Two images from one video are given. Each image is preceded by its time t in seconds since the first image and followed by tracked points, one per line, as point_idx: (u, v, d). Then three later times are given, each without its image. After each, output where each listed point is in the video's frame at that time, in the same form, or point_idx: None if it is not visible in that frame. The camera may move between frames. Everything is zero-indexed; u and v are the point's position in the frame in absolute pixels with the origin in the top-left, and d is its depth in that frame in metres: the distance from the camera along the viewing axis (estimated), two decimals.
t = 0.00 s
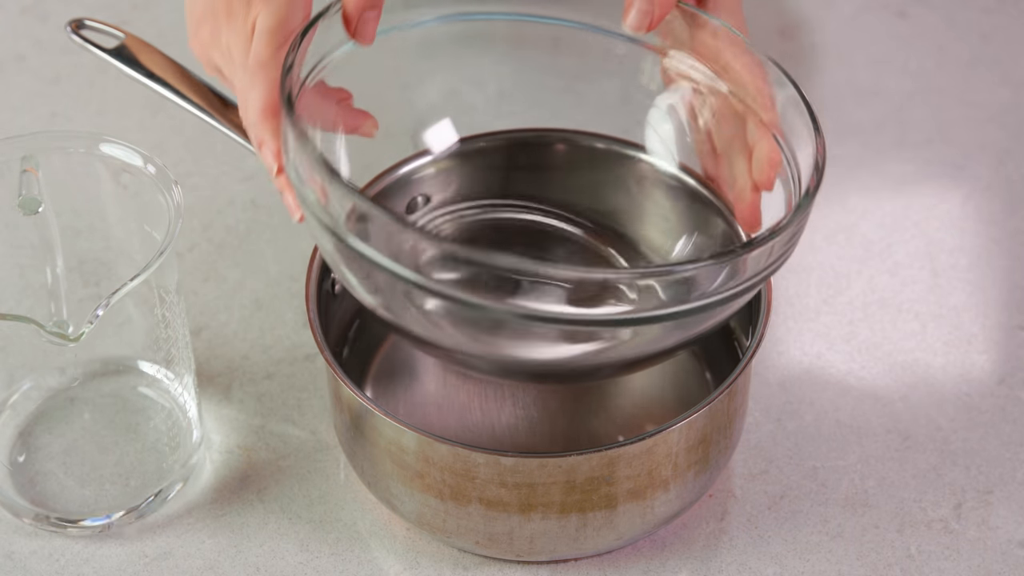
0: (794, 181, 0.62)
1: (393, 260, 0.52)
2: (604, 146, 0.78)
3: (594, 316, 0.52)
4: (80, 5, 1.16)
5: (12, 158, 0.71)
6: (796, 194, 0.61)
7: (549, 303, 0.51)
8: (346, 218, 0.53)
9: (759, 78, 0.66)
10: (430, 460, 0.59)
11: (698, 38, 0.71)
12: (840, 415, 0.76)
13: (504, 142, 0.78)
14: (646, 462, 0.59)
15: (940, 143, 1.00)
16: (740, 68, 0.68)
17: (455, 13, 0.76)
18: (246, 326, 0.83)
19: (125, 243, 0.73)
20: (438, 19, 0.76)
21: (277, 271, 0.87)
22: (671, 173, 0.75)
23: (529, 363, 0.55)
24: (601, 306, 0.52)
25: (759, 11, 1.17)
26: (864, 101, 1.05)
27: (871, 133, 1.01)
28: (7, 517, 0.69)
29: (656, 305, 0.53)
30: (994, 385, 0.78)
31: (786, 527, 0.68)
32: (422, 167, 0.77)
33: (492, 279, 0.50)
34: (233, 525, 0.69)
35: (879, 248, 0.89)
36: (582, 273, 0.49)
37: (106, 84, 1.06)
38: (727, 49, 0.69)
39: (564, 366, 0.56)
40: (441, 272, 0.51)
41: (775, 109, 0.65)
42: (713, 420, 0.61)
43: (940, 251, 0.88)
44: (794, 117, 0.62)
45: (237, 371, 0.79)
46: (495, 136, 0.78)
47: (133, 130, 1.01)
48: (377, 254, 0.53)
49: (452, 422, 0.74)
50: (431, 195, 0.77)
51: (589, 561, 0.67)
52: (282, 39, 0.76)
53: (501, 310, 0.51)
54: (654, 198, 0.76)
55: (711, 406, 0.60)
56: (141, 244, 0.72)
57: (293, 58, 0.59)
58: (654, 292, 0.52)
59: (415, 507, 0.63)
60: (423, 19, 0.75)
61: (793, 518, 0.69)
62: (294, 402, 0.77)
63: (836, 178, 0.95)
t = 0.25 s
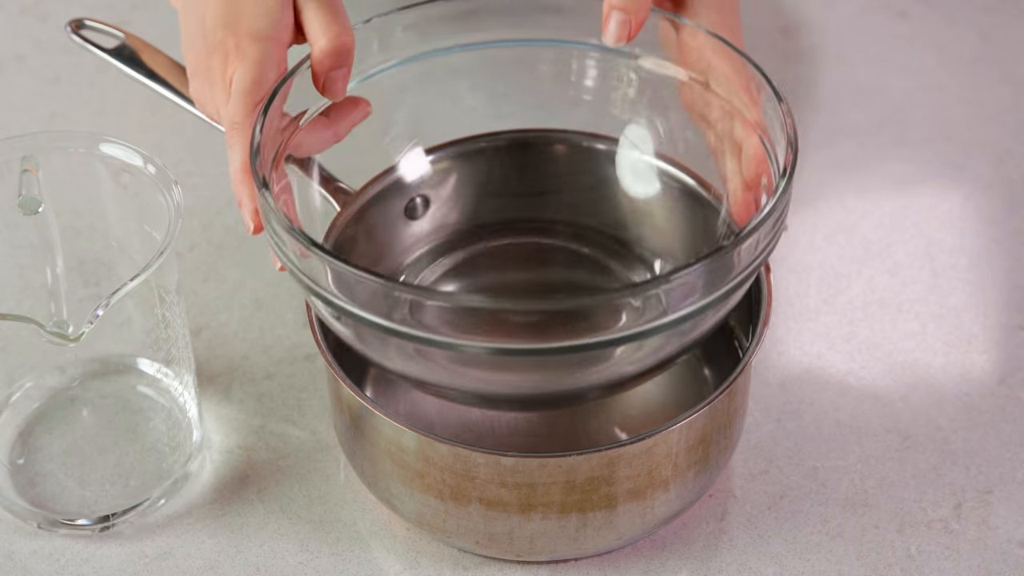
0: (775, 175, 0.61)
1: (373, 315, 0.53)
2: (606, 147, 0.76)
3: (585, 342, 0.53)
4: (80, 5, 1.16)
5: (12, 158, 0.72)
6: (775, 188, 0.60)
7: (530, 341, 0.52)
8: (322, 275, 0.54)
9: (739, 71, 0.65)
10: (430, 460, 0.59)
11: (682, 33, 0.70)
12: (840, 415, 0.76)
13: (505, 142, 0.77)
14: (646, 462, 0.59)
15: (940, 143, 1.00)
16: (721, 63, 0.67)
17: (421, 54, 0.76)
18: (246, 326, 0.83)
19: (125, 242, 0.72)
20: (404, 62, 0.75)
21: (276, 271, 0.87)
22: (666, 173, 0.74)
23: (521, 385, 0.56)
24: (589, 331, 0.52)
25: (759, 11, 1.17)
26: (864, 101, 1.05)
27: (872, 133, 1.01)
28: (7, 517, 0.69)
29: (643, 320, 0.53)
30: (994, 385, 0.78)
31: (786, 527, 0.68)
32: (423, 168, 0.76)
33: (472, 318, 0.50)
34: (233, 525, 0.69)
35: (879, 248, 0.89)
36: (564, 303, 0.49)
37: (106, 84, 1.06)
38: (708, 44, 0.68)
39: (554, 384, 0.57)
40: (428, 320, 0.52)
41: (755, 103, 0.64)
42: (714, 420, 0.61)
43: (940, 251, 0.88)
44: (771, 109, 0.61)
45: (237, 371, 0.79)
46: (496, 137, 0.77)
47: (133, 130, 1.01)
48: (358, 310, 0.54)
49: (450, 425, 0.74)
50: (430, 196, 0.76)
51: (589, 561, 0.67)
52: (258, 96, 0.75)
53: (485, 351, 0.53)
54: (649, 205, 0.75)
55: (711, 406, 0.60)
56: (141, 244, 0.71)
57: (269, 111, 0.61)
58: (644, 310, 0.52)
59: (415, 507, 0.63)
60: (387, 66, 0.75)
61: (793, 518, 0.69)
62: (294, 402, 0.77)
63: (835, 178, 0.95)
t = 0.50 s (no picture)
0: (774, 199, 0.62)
1: (374, 337, 0.54)
2: (605, 147, 0.76)
3: (588, 366, 0.53)
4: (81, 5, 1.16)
5: (12, 158, 0.72)
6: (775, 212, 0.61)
7: (526, 366, 0.52)
8: (327, 301, 0.55)
9: (741, 95, 0.65)
10: (430, 460, 0.59)
11: (687, 54, 0.71)
12: (840, 415, 0.76)
13: (504, 142, 0.77)
14: (646, 462, 0.59)
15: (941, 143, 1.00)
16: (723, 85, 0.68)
17: (421, 76, 0.77)
18: (247, 325, 0.83)
19: (124, 242, 0.73)
20: (406, 83, 0.77)
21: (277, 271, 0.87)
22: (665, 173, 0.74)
23: (517, 404, 0.56)
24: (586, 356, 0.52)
25: (759, 12, 1.17)
26: (864, 101, 1.05)
27: (872, 132, 1.01)
28: (7, 516, 0.70)
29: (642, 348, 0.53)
30: (995, 385, 0.78)
31: (786, 527, 0.68)
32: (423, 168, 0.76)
33: (471, 344, 0.51)
34: (233, 525, 0.69)
35: (879, 248, 0.89)
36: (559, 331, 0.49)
37: (106, 84, 1.06)
38: (712, 66, 0.68)
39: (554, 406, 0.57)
40: (432, 347, 0.52)
41: (757, 128, 0.65)
42: (713, 420, 0.61)
43: (940, 251, 0.88)
44: (773, 137, 0.62)
45: (237, 371, 0.80)
46: (495, 137, 0.77)
47: (133, 130, 1.01)
48: (358, 331, 0.54)
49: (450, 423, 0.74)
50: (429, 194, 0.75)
51: (589, 561, 0.67)
52: (264, 124, 0.75)
53: (481, 372, 0.53)
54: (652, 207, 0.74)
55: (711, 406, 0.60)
56: (141, 244, 0.71)
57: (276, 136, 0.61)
58: (646, 337, 0.52)
59: (415, 507, 0.63)
60: (391, 87, 0.76)
61: (792, 518, 0.69)
62: (294, 402, 0.77)
63: (836, 178, 0.95)
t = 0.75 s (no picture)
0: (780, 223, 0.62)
1: (386, 359, 0.54)
2: (605, 146, 0.76)
3: (594, 394, 0.53)
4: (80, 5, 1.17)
5: (11, 158, 0.72)
6: (781, 237, 0.61)
7: (535, 392, 0.52)
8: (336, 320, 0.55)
9: (746, 118, 0.66)
10: (430, 460, 0.59)
11: (688, 75, 0.71)
12: (840, 415, 0.76)
13: (504, 143, 0.76)
14: (646, 462, 0.59)
15: (940, 143, 1.00)
16: (727, 107, 0.68)
17: (430, 88, 0.76)
18: (246, 325, 0.83)
19: (124, 242, 0.72)
20: (415, 95, 0.77)
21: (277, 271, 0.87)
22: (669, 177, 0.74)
23: (520, 429, 0.56)
24: (594, 383, 0.53)
25: (759, 12, 1.17)
26: (863, 101, 1.05)
27: (871, 132, 1.01)
28: (7, 517, 0.70)
29: (647, 373, 0.53)
30: (994, 384, 0.78)
31: (786, 527, 0.68)
32: (423, 168, 0.75)
33: (479, 368, 0.51)
34: (233, 525, 0.69)
35: (879, 248, 0.89)
36: (572, 358, 0.50)
37: (106, 84, 1.06)
38: (715, 89, 0.69)
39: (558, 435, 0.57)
40: (437, 368, 0.52)
41: (761, 152, 0.65)
42: (713, 420, 0.61)
43: (940, 251, 0.88)
44: (775, 158, 0.63)
45: (237, 371, 0.79)
46: (496, 137, 0.76)
47: (133, 130, 1.01)
48: (370, 353, 0.55)
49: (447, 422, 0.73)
50: (429, 194, 0.75)
51: (589, 561, 0.67)
52: (271, 139, 0.74)
53: (490, 398, 0.53)
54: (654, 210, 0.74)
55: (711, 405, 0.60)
56: (141, 244, 0.71)
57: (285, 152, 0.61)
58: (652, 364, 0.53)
59: (415, 507, 0.63)
60: (398, 100, 0.76)
61: (792, 518, 0.69)
62: (294, 402, 0.77)
63: (835, 178, 0.95)
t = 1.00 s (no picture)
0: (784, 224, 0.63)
1: (390, 366, 0.54)
2: (606, 147, 0.76)
3: (597, 399, 0.53)
4: (80, 5, 1.17)
5: (12, 158, 0.72)
6: (785, 240, 0.62)
7: (539, 397, 0.52)
8: (339, 325, 0.55)
9: (748, 122, 0.66)
10: (430, 460, 0.59)
11: (690, 79, 0.71)
12: (840, 415, 0.76)
13: (505, 143, 0.76)
14: (646, 462, 0.59)
15: (940, 143, 1.00)
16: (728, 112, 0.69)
17: (434, 94, 0.77)
18: (246, 325, 0.83)
19: (124, 242, 0.73)
20: (417, 104, 0.77)
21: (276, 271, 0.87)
22: (670, 176, 0.74)
23: (525, 433, 0.56)
24: (598, 387, 0.53)
25: (758, 12, 1.17)
26: (863, 102, 1.05)
27: (871, 132, 1.01)
28: (7, 516, 0.70)
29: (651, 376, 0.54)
30: (994, 384, 0.78)
31: (786, 527, 0.68)
32: (424, 168, 0.75)
33: (482, 374, 0.51)
34: (233, 524, 0.69)
35: (879, 248, 0.89)
36: (576, 364, 0.49)
37: (106, 84, 1.06)
38: (716, 94, 0.69)
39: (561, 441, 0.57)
40: (439, 370, 0.52)
41: (764, 155, 0.66)
42: (713, 420, 0.61)
43: (940, 251, 0.88)
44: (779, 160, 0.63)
45: (237, 371, 0.80)
46: (496, 137, 0.76)
47: (133, 130, 1.01)
48: (374, 360, 0.55)
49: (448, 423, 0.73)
50: (431, 195, 0.75)
51: (589, 561, 0.67)
52: (275, 148, 0.73)
53: (494, 404, 0.53)
54: (655, 210, 0.74)
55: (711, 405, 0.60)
56: (141, 244, 0.71)
57: (290, 159, 0.61)
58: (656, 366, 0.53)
59: (415, 507, 0.63)
60: (402, 106, 0.76)
61: (792, 518, 0.69)
62: (294, 402, 0.77)
63: (835, 178, 0.95)
